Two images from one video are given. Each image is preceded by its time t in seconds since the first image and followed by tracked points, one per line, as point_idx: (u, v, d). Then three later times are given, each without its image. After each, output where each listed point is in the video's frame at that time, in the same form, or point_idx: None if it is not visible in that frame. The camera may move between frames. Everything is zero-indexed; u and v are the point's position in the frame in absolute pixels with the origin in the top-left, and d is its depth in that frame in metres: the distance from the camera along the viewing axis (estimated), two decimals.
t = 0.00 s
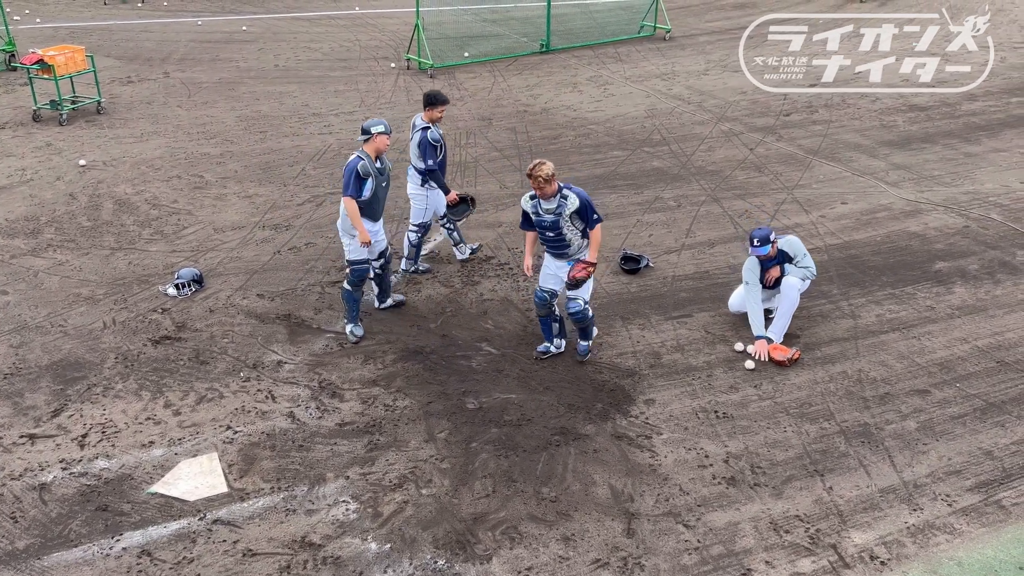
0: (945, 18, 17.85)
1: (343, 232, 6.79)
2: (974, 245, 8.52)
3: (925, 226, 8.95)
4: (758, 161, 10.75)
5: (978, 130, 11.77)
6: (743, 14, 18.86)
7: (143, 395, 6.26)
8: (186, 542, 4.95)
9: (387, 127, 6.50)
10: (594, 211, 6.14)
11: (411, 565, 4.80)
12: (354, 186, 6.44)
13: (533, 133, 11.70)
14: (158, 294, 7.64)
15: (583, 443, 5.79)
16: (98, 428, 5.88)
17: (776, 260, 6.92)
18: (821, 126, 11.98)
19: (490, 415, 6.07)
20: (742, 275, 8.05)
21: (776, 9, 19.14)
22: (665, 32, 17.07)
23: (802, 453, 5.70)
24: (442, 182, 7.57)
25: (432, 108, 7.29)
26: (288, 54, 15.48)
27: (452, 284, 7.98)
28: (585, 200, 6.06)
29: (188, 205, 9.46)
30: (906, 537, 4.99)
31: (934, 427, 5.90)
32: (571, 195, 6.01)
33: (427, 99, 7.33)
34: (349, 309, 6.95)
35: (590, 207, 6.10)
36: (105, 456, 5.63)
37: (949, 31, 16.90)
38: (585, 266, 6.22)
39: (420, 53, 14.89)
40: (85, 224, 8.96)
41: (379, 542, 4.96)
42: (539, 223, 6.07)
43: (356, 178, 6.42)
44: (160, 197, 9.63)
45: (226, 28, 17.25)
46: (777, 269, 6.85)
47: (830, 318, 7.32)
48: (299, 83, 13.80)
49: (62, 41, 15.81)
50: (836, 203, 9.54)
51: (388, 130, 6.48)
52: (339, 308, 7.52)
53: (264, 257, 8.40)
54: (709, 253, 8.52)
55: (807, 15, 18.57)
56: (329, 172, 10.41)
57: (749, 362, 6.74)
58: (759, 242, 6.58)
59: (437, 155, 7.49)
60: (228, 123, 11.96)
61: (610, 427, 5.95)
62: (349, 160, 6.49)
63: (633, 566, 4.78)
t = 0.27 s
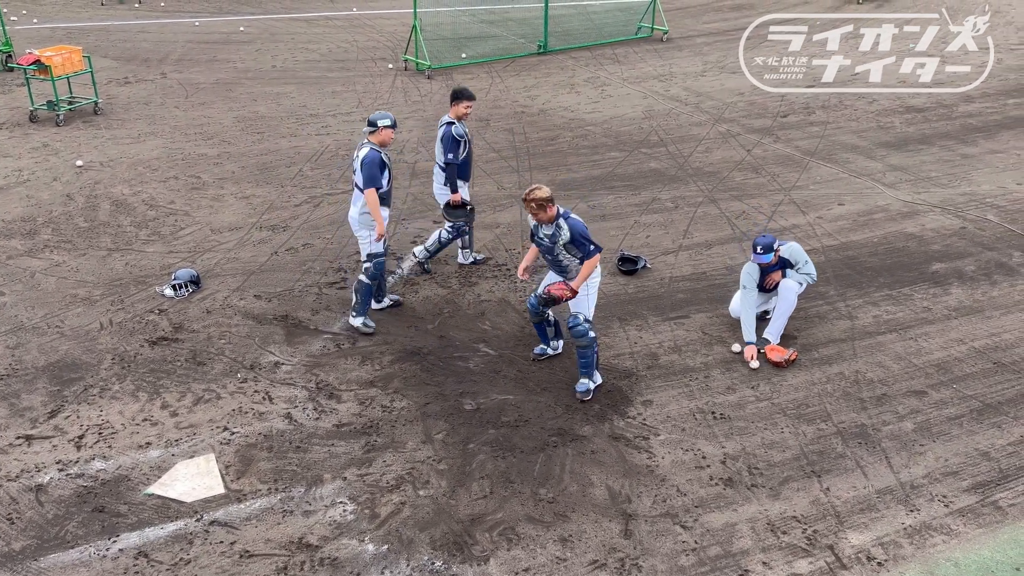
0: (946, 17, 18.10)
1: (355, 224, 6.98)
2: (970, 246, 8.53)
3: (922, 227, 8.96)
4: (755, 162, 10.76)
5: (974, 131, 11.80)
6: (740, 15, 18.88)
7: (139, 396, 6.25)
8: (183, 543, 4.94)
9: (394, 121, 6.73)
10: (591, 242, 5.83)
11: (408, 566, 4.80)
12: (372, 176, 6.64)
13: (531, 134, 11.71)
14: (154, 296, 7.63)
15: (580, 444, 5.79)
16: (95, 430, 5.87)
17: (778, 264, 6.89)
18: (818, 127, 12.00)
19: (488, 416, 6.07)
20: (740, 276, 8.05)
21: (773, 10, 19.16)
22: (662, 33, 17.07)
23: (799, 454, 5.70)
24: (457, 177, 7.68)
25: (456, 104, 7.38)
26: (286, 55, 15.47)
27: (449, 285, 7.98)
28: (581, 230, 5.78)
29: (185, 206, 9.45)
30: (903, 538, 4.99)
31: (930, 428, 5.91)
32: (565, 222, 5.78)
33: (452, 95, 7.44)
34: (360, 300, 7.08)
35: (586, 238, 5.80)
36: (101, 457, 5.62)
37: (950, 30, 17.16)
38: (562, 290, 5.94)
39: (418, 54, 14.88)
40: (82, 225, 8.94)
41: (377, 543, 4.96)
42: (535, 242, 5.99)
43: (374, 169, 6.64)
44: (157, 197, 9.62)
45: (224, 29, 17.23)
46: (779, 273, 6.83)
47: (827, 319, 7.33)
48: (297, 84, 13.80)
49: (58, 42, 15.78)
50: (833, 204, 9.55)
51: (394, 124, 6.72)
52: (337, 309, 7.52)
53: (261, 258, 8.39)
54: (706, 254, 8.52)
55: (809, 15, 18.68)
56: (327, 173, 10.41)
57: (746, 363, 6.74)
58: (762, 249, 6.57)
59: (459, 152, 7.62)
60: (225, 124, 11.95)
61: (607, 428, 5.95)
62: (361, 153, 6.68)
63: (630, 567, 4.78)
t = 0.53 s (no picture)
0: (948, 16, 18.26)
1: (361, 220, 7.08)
2: (967, 247, 8.55)
3: (919, 228, 8.98)
4: (752, 163, 10.77)
5: (971, 133, 11.82)
6: (737, 16, 18.90)
7: (136, 397, 6.24)
8: (180, 544, 4.94)
9: (396, 119, 6.84)
10: (578, 291, 5.97)
11: (406, 567, 4.79)
12: (381, 173, 6.74)
13: (528, 135, 11.71)
14: (151, 296, 7.62)
15: (578, 445, 5.79)
16: (92, 431, 5.86)
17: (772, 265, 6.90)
18: (815, 128, 12.01)
19: (485, 417, 6.07)
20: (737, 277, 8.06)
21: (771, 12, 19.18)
22: (659, 35, 17.07)
23: (796, 455, 5.70)
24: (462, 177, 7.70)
25: (474, 103, 7.42)
26: (283, 56, 15.45)
27: (447, 286, 7.98)
28: (569, 275, 5.91)
29: (182, 207, 9.44)
30: (900, 539, 5.00)
31: (927, 429, 5.92)
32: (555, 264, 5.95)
33: (473, 95, 7.49)
34: (370, 289, 7.39)
35: (575, 285, 5.94)
36: (98, 458, 5.61)
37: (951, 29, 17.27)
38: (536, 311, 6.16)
39: (415, 55, 14.88)
40: (79, 226, 8.92)
41: (374, 544, 4.95)
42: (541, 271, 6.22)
43: (382, 165, 6.73)
44: (154, 198, 9.60)
45: (221, 29, 17.21)
46: (770, 271, 6.85)
47: (824, 320, 7.34)
48: (294, 85, 13.78)
49: (55, 42, 15.74)
50: (830, 205, 9.57)
51: (397, 122, 6.84)
52: (334, 310, 7.51)
53: (258, 259, 8.38)
54: (703, 255, 8.53)
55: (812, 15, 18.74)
56: (324, 174, 10.40)
57: (743, 364, 6.75)
58: (754, 240, 6.61)
59: (473, 153, 7.59)
60: (222, 125, 11.94)
61: (604, 429, 5.95)
62: (368, 152, 6.78)
63: (628, 568, 4.78)
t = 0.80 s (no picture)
0: (949, 17, 18.30)
1: (372, 219, 7.15)
2: (964, 248, 8.56)
3: (915, 229, 8.99)
4: (749, 164, 10.78)
5: (967, 134, 11.84)
6: (735, 17, 18.91)
7: (133, 398, 6.23)
8: (177, 545, 4.93)
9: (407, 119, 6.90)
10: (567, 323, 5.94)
11: (403, 568, 4.79)
12: (397, 174, 6.81)
13: (525, 135, 11.71)
14: (148, 297, 7.61)
15: (575, 445, 5.79)
16: (88, 431, 5.86)
17: (768, 265, 6.92)
18: (812, 129, 12.02)
19: (482, 418, 6.06)
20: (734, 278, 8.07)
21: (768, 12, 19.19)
22: (656, 36, 17.06)
23: (794, 455, 5.71)
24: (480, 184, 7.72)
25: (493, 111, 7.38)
26: (280, 56, 15.44)
27: (444, 287, 7.98)
28: (563, 304, 5.95)
29: (179, 207, 9.43)
30: (897, 539, 5.00)
31: (924, 430, 5.93)
32: (548, 292, 5.97)
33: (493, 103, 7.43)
34: (370, 288, 7.45)
35: (566, 315, 5.96)
36: (95, 459, 5.60)
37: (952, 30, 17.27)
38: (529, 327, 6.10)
39: (413, 55, 14.88)
40: (75, 226, 8.91)
41: (371, 545, 4.95)
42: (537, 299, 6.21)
43: (398, 167, 6.80)
44: (152, 199, 9.59)
45: (218, 30, 17.19)
46: (766, 271, 6.87)
47: (821, 320, 7.35)
48: (291, 85, 13.77)
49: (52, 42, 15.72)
50: (827, 206, 9.58)
51: (408, 122, 6.90)
52: (331, 311, 7.51)
53: (255, 260, 8.37)
54: (701, 256, 8.54)
55: (813, 15, 18.80)
56: (321, 175, 10.39)
57: (740, 365, 6.75)
58: (747, 237, 6.63)
59: (494, 161, 7.59)
60: (219, 125, 11.93)
61: (602, 430, 5.95)
62: (383, 153, 6.82)
63: (625, 569, 4.78)
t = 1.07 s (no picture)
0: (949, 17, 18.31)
1: (383, 211, 7.34)
2: (961, 248, 8.57)
3: (913, 229, 9.00)
4: (747, 165, 10.79)
5: (964, 134, 11.86)
6: (733, 18, 18.92)
7: (130, 398, 6.23)
8: (174, 546, 4.93)
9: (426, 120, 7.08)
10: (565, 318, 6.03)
11: (401, 568, 4.79)
12: (411, 171, 7.00)
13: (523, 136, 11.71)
14: (146, 297, 7.60)
15: (573, 446, 5.79)
16: (85, 432, 5.85)
17: (765, 265, 6.93)
18: (809, 130, 12.03)
19: (480, 418, 6.06)
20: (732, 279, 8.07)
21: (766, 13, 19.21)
22: (654, 36, 17.07)
23: (791, 456, 5.71)
24: (505, 184, 7.62)
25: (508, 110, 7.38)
26: (278, 56, 15.43)
27: (442, 288, 7.98)
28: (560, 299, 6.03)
29: (176, 208, 9.41)
30: (895, 539, 5.01)
31: (921, 430, 5.93)
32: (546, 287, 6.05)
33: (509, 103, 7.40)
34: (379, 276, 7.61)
35: (564, 310, 6.05)
36: (92, 459, 5.59)
37: (952, 31, 17.27)
38: (522, 329, 6.21)
39: (410, 56, 14.87)
40: (72, 227, 8.90)
41: (369, 546, 4.95)
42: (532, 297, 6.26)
43: (412, 166, 6.99)
44: (149, 199, 9.58)
45: (215, 30, 17.17)
46: (764, 271, 6.88)
47: (818, 321, 7.35)
48: (289, 86, 13.76)
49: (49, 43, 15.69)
50: (824, 206, 9.59)
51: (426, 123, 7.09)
52: (329, 311, 7.50)
53: (252, 260, 8.36)
54: (698, 256, 8.54)
55: (813, 15, 18.84)
56: (319, 175, 10.39)
57: (738, 365, 6.76)
58: (744, 236, 6.65)
59: (510, 159, 7.57)
60: (217, 125, 11.92)
61: (600, 430, 5.95)
62: (399, 150, 6.99)
63: (623, 569, 4.78)
